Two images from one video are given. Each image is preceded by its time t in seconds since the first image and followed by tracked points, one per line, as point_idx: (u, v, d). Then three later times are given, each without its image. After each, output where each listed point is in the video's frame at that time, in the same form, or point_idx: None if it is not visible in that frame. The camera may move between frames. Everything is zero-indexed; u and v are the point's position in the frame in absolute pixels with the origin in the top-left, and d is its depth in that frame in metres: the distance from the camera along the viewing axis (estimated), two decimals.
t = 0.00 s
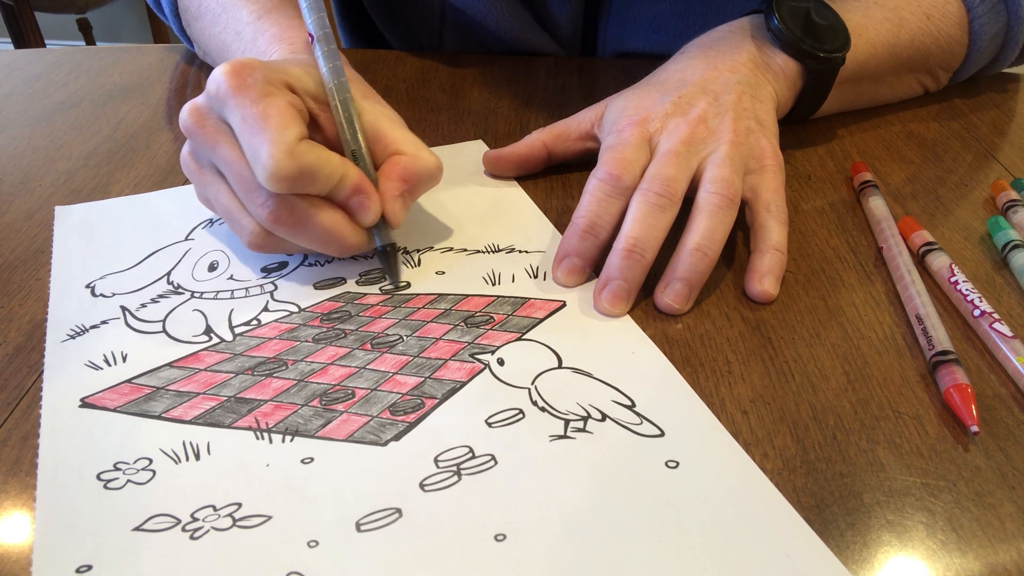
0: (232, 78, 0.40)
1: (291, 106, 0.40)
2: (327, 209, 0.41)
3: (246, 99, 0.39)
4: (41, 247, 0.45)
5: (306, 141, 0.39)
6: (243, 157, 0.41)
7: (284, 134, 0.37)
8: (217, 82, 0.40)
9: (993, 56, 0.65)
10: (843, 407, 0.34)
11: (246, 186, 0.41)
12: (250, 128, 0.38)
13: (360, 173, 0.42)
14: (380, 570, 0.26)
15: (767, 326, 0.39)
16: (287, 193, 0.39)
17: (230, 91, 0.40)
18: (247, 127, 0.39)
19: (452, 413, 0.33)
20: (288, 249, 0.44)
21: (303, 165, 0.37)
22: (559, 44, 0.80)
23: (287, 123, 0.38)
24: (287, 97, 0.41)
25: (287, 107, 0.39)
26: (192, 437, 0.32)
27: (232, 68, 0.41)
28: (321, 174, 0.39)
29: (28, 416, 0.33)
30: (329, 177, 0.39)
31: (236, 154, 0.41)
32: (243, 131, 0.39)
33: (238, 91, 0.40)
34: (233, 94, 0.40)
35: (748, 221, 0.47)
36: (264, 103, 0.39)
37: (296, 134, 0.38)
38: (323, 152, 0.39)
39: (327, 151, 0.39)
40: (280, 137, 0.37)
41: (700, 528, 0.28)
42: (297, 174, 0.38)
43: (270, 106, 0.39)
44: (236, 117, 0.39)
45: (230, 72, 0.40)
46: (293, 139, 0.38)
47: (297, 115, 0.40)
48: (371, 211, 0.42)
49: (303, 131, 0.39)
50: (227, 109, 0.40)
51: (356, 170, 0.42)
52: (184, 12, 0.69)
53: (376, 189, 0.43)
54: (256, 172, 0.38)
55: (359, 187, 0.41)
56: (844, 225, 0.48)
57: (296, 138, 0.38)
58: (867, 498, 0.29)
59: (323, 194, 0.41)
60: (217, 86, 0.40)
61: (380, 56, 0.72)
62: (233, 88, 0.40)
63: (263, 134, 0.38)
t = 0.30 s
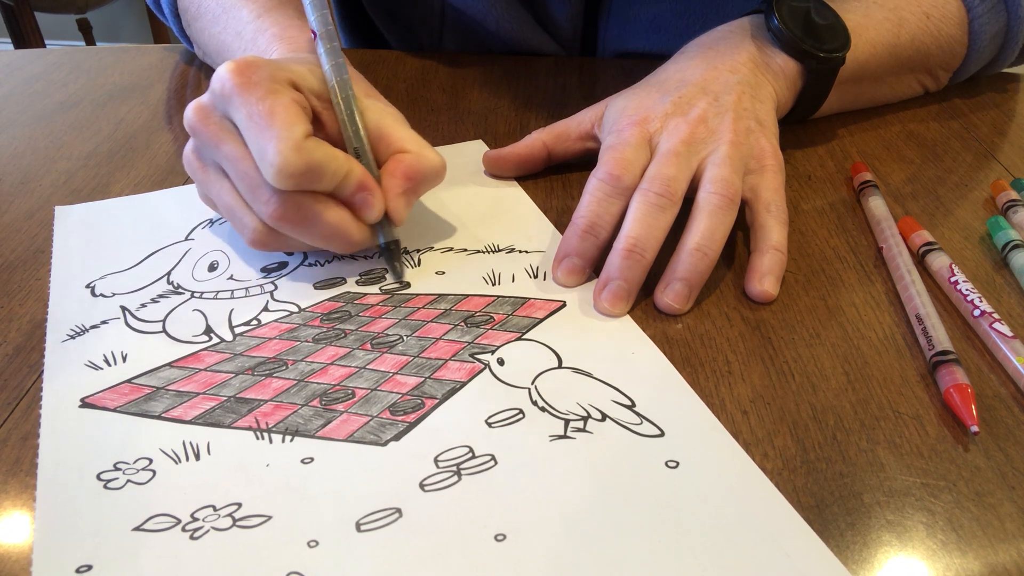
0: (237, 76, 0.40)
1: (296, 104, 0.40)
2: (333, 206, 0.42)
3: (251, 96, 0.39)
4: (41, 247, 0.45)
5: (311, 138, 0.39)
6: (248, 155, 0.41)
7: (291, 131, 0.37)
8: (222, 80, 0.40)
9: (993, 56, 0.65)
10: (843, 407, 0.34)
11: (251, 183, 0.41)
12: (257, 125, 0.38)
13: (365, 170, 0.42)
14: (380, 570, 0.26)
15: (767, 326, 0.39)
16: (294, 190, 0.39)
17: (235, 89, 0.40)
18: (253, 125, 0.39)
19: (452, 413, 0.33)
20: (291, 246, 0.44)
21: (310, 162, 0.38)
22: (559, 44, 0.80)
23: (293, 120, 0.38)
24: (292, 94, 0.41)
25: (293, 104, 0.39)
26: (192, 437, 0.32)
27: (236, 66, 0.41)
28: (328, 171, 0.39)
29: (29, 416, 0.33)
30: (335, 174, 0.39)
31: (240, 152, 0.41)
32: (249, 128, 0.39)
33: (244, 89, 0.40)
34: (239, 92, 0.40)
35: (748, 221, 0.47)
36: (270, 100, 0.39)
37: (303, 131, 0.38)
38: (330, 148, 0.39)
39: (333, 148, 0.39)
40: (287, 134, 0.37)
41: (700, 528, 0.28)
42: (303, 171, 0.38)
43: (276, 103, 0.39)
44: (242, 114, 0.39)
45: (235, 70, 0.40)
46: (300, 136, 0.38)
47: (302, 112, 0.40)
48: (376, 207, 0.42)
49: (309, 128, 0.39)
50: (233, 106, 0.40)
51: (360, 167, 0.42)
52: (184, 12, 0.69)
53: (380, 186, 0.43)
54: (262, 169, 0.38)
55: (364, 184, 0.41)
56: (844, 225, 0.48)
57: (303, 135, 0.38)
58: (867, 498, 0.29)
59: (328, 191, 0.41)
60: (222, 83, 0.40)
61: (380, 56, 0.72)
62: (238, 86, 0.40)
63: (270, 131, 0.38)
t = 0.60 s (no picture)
0: (228, 78, 0.40)
1: (287, 106, 0.40)
2: (321, 209, 0.41)
3: (241, 99, 0.39)
4: (41, 247, 0.45)
5: (300, 140, 0.39)
6: (237, 157, 0.41)
7: (279, 133, 0.37)
8: (214, 82, 0.40)
9: (993, 56, 0.65)
10: (843, 407, 0.34)
11: (240, 185, 0.41)
12: (245, 127, 0.38)
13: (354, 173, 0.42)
14: (380, 570, 0.26)
15: (767, 326, 0.39)
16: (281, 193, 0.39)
17: (226, 91, 0.40)
18: (241, 127, 0.39)
19: (452, 413, 0.33)
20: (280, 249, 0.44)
21: (297, 165, 0.38)
22: (559, 44, 0.80)
23: (282, 123, 0.38)
24: (284, 96, 0.41)
25: (283, 106, 0.40)
26: (192, 438, 0.32)
27: (228, 68, 0.41)
28: (316, 174, 0.39)
29: (28, 416, 0.33)
30: (323, 176, 0.39)
31: (230, 154, 0.41)
32: (238, 131, 0.39)
33: (235, 91, 0.40)
34: (230, 94, 0.40)
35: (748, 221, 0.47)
36: (260, 102, 0.39)
37: (291, 134, 0.38)
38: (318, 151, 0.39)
39: (322, 151, 0.39)
40: (274, 137, 0.37)
41: (700, 528, 0.28)
42: (290, 174, 0.38)
43: (266, 105, 0.39)
44: (232, 116, 0.39)
45: (227, 72, 0.41)
46: (287, 138, 0.38)
47: (293, 115, 0.40)
48: (365, 211, 0.42)
49: (298, 131, 0.39)
50: (224, 108, 0.40)
51: (351, 170, 0.42)
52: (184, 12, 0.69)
53: (371, 190, 0.43)
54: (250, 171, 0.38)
55: (353, 187, 0.41)
56: (844, 225, 0.48)
57: (291, 138, 0.38)
58: (867, 498, 0.29)
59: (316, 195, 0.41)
60: (213, 86, 0.41)
61: (380, 56, 0.72)
62: (229, 88, 0.40)
63: (258, 133, 0.38)
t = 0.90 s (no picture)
0: (228, 75, 0.40)
1: (286, 104, 0.40)
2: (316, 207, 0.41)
3: (240, 95, 0.39)
4: (41, 247, 0.45)
5: (299, 137, 0.39)
6: (235, 153, 0.41)
7: (277, 130, 0.37)
8: (214, 79, 0.41)
9: (993, 56, 0.65)
10: (843, 407, 0.34)
11: (236, 182, 0.41)
12: (243, 123, 0.38)
13: (351, 171, 0.42)
14: (380, 570, 0.26)
15: (767, 326, 0.39)
16: (278, 189, 0.39)
17: (225, 88, 0.40)
18: (240, 123, 0.39)
19: (452, 413, 0.33)
20: (276, 246, 0.44)
21: (295, 162, 0.37)
22: (559, 44, 0.80)
23: (281, 120, 0.38)
24: (283, 94, 0.41)
25: (282, 104, 0.40)
26: (192, 437, 0.32)
27: (228, 65, 0.41)
28: (313, 171, 0.39)
29: (28, 416, 0.33)
30: (321, 174, 0.39)
31: (228, 150, 0.41)
32: (236, 127, 0.39)
33: (235, 88, 0.40)
34: (229, 91, 0.40)
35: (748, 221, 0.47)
36: (259, 99, 0.39)
37: (289, 131, 0.38)
38: (315, 148, 0.39)
39: (319, 148, 0.39)
40: (272, 134, 0.37)
41: (699, 528, 0.28)
42: (287, 171, 0.38)
43: (265, 102, 0.39)
44: (231, 112, 0.39)
45: (227, 69, 0.41)
46: (286, 136, 0.37)
47: (292, 112, 0.40)
48: (362, 210, 0.42)
49: (296, 128, 0.39)
50: (223, 105, 0.40)
51: (348, 168, 0.42)
52: (184, 12, 0.69)
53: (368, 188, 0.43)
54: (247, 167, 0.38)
55: (351, 185, 0.41)
56: (844, 226, 0.48)
57: (289, 135, 0.38)
58: (867, 498, 0.29)
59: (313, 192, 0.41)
60: (213, 83, 0.41)
61: (380, 56, 0.72)
62: (229, 85, 0.40)
63: (256, 129, 0.38)
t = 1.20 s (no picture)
0: (229, 75, 0.40)
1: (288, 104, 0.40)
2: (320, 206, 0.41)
3: (242, 96, 0.39)
4: (41, 247, 0.45)
5: (302, 138, 0.39)
6: (238, 154, 0.41)
7: (281, 131, 0.37)
8: (214, 79, 0.40)
9: (993, 55, 0.65)
10: (843, 407, 0.34)
11: (239, 182, 0.41)
12: (246, 124, 0.38)
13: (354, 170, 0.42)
14: (380, 570, 0.26)
15: (767, 326, 0.39)
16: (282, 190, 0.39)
17: (227, 88, 0.40)
18: (242, 125, 0.39)
19: (452, 413, 0.33)
20: (279, 246, 0.44)
21: (299, 162, 0.37)
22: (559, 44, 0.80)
23: (284, 120, 0.38)
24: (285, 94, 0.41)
25: (284, 104, 0.39)
26: (192, 438, 0.32)
27: (229, 65, 0.41)
28: (317, 172, 0.39)
29: (29, 416, 0.33)
30: (325, 174, 0.39)
31: (230, 151, 0.41)
32: (239, 128, 0.39)
33: (236, 88, 0.40)
34: (231, 91, 0.40)
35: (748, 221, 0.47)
36: (261, 100, 0.39)
37: (293, 131, 0.38)
38: (318, 148, 0.39)
39: (323, 148, 0.39)
40: (276, 134, 0.37)
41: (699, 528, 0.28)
42: (292, 172, 0.38)
43: (267, 103, 0.39)
44: (233, 113, 0.39)
45: (228, 69, 0.40)
46: (290, 136, 0.37)
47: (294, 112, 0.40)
48: (365, 209, 0.42)
49: (299, 128, 0.39)
50: (225, 105, 0.40)
51: (351, 167, 0.42)
52: (184, 12, 0.69)
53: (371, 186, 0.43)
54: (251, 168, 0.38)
55: (354, 184, 0.41)
56: (844, 225, 0.48)
57: (292, 135, 0.38)
58: (867, 498, 0.29)
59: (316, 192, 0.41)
60: (214, 83, 0.41)
61: (380, 56, 0.72)
62: (231, 85, 0.40)
63: (259, 130, 0.38)
